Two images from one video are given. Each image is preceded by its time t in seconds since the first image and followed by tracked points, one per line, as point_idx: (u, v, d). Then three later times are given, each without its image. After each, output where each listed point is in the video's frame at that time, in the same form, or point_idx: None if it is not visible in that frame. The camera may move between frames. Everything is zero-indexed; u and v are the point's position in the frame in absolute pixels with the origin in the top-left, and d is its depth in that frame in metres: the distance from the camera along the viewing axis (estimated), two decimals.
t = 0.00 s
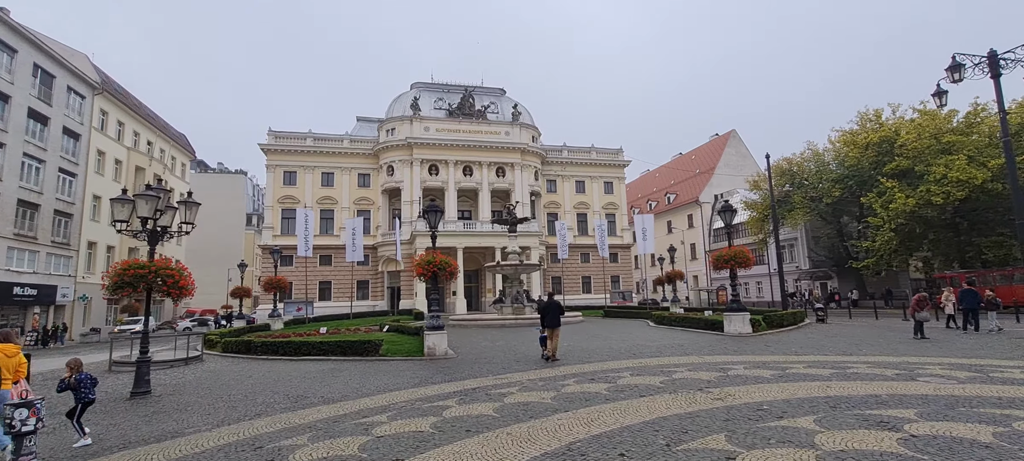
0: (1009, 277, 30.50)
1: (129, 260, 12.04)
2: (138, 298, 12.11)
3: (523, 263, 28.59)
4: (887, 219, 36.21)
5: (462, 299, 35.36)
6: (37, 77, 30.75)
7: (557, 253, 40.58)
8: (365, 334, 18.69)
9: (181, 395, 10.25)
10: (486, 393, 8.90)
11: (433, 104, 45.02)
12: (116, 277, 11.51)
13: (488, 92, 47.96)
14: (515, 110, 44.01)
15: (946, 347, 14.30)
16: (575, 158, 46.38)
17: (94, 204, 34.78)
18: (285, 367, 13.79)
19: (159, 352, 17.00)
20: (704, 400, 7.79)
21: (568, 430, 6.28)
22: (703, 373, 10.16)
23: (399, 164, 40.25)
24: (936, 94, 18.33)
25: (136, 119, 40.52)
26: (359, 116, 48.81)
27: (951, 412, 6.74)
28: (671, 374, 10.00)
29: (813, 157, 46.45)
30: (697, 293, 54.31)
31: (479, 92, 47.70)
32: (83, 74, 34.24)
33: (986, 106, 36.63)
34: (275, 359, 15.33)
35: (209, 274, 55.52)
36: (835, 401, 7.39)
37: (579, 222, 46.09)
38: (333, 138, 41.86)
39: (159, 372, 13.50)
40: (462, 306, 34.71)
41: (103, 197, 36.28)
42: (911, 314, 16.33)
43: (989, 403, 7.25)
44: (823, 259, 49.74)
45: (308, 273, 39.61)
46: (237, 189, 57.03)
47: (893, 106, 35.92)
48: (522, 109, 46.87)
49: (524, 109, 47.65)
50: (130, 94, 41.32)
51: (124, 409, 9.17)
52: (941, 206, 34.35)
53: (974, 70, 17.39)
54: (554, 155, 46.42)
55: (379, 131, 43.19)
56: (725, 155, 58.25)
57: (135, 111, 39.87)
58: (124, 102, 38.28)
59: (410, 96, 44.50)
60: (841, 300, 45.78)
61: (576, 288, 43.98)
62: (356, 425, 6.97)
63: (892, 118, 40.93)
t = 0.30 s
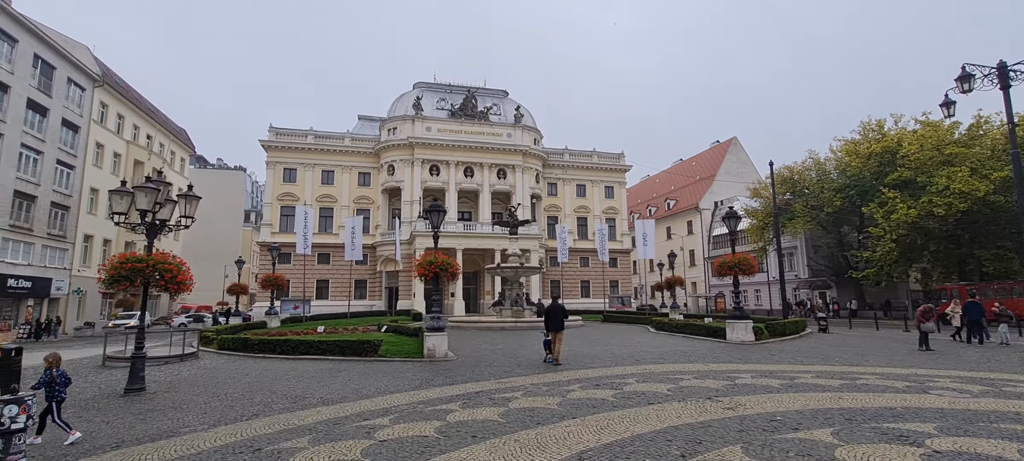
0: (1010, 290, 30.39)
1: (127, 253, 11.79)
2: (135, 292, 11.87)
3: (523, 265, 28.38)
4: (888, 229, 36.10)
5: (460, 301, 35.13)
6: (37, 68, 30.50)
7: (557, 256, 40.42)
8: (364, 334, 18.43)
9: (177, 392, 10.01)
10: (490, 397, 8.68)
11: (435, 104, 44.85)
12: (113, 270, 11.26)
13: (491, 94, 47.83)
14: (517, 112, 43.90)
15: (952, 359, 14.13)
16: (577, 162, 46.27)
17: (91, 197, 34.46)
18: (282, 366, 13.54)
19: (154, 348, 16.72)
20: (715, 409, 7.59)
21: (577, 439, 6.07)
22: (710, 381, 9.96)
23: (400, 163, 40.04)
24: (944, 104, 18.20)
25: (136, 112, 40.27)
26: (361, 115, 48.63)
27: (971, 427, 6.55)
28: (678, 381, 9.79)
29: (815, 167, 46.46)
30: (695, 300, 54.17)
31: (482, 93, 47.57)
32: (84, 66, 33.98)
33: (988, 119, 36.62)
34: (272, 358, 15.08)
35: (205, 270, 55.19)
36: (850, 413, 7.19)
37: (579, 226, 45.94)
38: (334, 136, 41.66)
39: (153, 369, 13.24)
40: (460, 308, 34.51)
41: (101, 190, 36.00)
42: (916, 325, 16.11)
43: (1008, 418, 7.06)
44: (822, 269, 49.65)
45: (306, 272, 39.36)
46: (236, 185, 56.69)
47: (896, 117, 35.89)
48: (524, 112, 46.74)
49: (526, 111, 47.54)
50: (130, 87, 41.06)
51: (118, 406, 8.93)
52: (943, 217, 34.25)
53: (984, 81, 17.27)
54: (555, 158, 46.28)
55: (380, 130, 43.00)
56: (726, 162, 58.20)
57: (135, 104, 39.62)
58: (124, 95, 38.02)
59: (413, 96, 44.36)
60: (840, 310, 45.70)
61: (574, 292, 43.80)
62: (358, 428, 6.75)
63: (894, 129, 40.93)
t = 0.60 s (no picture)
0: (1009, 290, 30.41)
1: (124, 253, 11.56)
2: (133, 293, 11.63)
3: (523, 266, 28.21)
4: (887, 229, 36.10)
5: (459, 302, 34.95)
6: (31, 68, 30.14)
7: (556, 257, 40.27)
8: (363, 336, 18.19)
9: (175, 395, 9.79)
10: (497, 399, 8.50)
11: (433, 105, 44.64)
12: (111, 271, 11.04)
13: (488, 94, 47.69)
14: (515, 113, 43.77)
15: (958, 359, 14.03)
16: (575, 163, 46.18)
17: (85, 198, 34.09)
18: (281, 369, 13.34)
19: (150, 350, 16.46)
20: (728, 410, 7.44)
21: (592, 441, 5.92)
22: (719, 382, 9.82)
23: (397, 164, 39.82)
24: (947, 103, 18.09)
25: (131, 113, 39.91)
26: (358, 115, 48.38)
27: (992, 428, 6.42)
28: (687, 382, 9.65)
29: (813, 167, 46.49)
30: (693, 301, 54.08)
31: (479, 94, 47.41)
32: (79, 66, 33.63)
33: (986, 119, 36.73)
34: (271, 361, 14.87)
35: (201, 272, 54.79)
36: (866, 414, 7.06)
37: (577, 227, 45.83)
38: (331, 137, 41.43)
39: (151, 371, 13.01)
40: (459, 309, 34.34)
41: (95, 192, 35.64)
42: (921, 325, 16.06)
43: None
44: (819, 269, 49.69)
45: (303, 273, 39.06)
46: (231, 187, 56.29)
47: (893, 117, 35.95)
48: (522, 112, 46.63)
49: (524, 112, 47.43)
50: (125, 88, 40.71)
51: (115, 410, 8.71)
52: (942, 218, 34.26)
53: (986, 81, 17.23)
54: (553, 159, 46.17)
55: (377, 131, 42.81)
56: (723, 163, 58.18)
57: (130, 105, 39.27)
58: (119, 95, 37.68)
59: (410, 96, 44.15)
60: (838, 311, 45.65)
61: (573, 293, 43.66)
62: (365, 432, 6.56)
63: (892, 130, 41.01)
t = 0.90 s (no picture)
0: (1008, 288, 30.46)
1: (121, 249, 11.34)
2: (129, 290, 11.42)
3: (523, 263, 28.04)
4: (886, 227, 36.07)
5: (458, 299, 34.81)
6: (25, 63, 29.77)
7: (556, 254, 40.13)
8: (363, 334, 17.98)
9: (174, 395, 9.59)
10: (503, 398, 8.34)
11: (431, 101, 44.37)
12: (107, 268, 10.82)
13: (487, 91, 47.47)
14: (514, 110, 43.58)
15: (964, 356, 13.94)
16: (574, 160, 46.03)
17: (80, 195, 33.76)
18: (281, 367, 13.15)
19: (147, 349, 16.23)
20: (739, 409, 7.31)
21: (605, 441, 5.77)
22: (727, 380, 9.68)
23: (396, 160, 39.59)
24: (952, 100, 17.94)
25: (127, 109, 39.54)
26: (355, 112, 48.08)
27: (1012, 427, 6.29)
28: (695, 381, 9.50)
29: (812, 165, 46.43)
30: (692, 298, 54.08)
31: (478, 91, 47.17)
32: (73, 61, 33.26)
33: (985, 117, 36.72)
34: (270, 359, 14.66)
35: (197, 269, 54.44)
36: (881, 413, 6.93)
37: (576, 224, 45.70)
38: (329, 133, 41.18)
39: (148, 370, 12.81)
40: (458, 307, 34.17)
41: (90, 188, 35.31)
42: (925, 322, 16.01)
43: None
44: (818, 266, 49.75)
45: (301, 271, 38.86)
46: (228, 183, 55.95)
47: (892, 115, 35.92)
48: (521, 109, 46.43)
49: (522, 108, 47.22)
50: (120, 84, 40.32)
51: (113, 409, 8.50)
52: (941, 215, 34.27)
53: (991, 76, 17.13)
54: (552, 156, 46.00)
55: (375, 128, 42.56)
56: (722, 160, 58.08)
57: (125, 101, 38.91)
58: (114, 91, 37.31)
59: (409, 93, 43.90)
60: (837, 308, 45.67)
61: (572, 290, 43.56)
62: (370, 432, 6.40)
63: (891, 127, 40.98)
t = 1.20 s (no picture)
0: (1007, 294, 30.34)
1: (112, 244, 11.07)
2: (120, 285, 11.14)
3: (521, 264, 27.82)
4: (884, 232, 35.96)
5: (455, 300, 34.56)
6: (19, 55, 29.39)
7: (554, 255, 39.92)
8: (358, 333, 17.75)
9: (163, 394, 9.31)
10: (503, 401, 8.10)
11: (430, 100, 44.09)
12: (97, 263, 10.54)
13: (487, 91, 47.24)
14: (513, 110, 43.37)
15: (969, 362, 13.73)
16: (573, 161, 45.86)
17: (73, 189, 33.37)
18: (275, 366, 12.89)
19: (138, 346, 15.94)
20: (747, 415, 7.10)
21: (612, 448, 5.55)
22: (731, 384, 9.47)
23: (394, 159, 39.32)
24: (956, 104, 17.77)
25: (122, 104, 39.17)
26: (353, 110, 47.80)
27: None
28: (700, 385, 9.30)
29: (811, 168, 46.29)
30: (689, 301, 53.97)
31: (478, 90, 46.94)
32: (68, 54, 32.89)
33: (985, 123, 36.64)
34: (264, 358, 14.39)
35: (191, 267, 54.03)
36: (895, 421, 6.72)
37: (574, 225, 45.51)
38: (327, 131, 40.89)
39: (139, 368, 12.53)
40: (455, 307, 33.92)
41: (84, 183, 34.93)
42: (928, 328, 15.78)
43: None
44: (816, 271, 49.76)
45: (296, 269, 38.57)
46: (224, 180, 55.59)
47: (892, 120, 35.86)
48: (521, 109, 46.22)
49: (522, 109, 47.01)
50: (116, 78, 39.93)
51: (100, 409, 8.24)
52: (940, 220, 34.16)
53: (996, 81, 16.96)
54: (551, 157, 45.82)
55: (373, 126, 42.32)
56: (720, 163, 57.97)
57: (121, 95, 38.54)
58: (110, 85, 36.93)
59: (408, 91, 43.66)
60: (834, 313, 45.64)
61: (569, 292, 43.38)
62: (366, 436, 6.16)
63: (891, 131, 40.90)
